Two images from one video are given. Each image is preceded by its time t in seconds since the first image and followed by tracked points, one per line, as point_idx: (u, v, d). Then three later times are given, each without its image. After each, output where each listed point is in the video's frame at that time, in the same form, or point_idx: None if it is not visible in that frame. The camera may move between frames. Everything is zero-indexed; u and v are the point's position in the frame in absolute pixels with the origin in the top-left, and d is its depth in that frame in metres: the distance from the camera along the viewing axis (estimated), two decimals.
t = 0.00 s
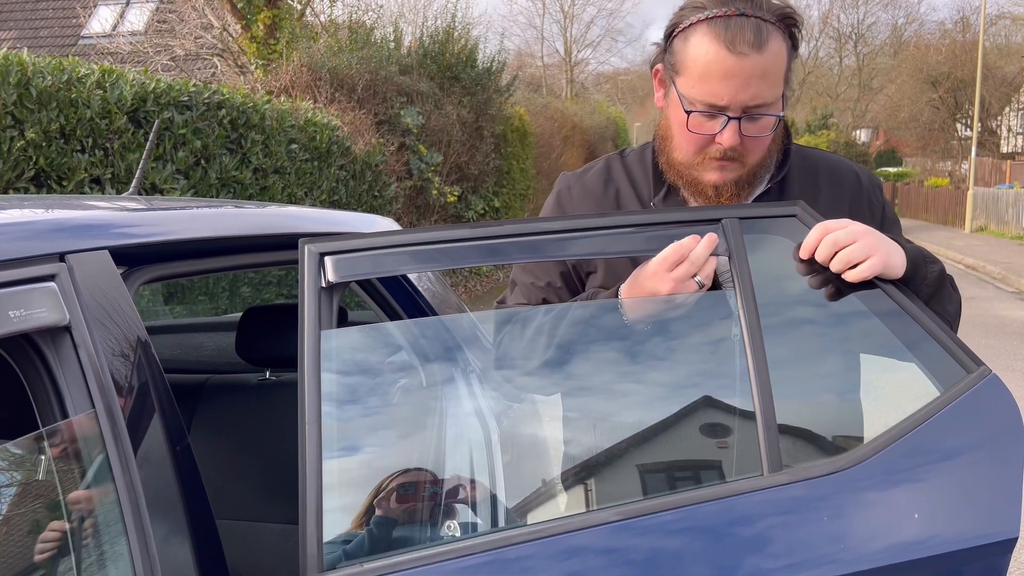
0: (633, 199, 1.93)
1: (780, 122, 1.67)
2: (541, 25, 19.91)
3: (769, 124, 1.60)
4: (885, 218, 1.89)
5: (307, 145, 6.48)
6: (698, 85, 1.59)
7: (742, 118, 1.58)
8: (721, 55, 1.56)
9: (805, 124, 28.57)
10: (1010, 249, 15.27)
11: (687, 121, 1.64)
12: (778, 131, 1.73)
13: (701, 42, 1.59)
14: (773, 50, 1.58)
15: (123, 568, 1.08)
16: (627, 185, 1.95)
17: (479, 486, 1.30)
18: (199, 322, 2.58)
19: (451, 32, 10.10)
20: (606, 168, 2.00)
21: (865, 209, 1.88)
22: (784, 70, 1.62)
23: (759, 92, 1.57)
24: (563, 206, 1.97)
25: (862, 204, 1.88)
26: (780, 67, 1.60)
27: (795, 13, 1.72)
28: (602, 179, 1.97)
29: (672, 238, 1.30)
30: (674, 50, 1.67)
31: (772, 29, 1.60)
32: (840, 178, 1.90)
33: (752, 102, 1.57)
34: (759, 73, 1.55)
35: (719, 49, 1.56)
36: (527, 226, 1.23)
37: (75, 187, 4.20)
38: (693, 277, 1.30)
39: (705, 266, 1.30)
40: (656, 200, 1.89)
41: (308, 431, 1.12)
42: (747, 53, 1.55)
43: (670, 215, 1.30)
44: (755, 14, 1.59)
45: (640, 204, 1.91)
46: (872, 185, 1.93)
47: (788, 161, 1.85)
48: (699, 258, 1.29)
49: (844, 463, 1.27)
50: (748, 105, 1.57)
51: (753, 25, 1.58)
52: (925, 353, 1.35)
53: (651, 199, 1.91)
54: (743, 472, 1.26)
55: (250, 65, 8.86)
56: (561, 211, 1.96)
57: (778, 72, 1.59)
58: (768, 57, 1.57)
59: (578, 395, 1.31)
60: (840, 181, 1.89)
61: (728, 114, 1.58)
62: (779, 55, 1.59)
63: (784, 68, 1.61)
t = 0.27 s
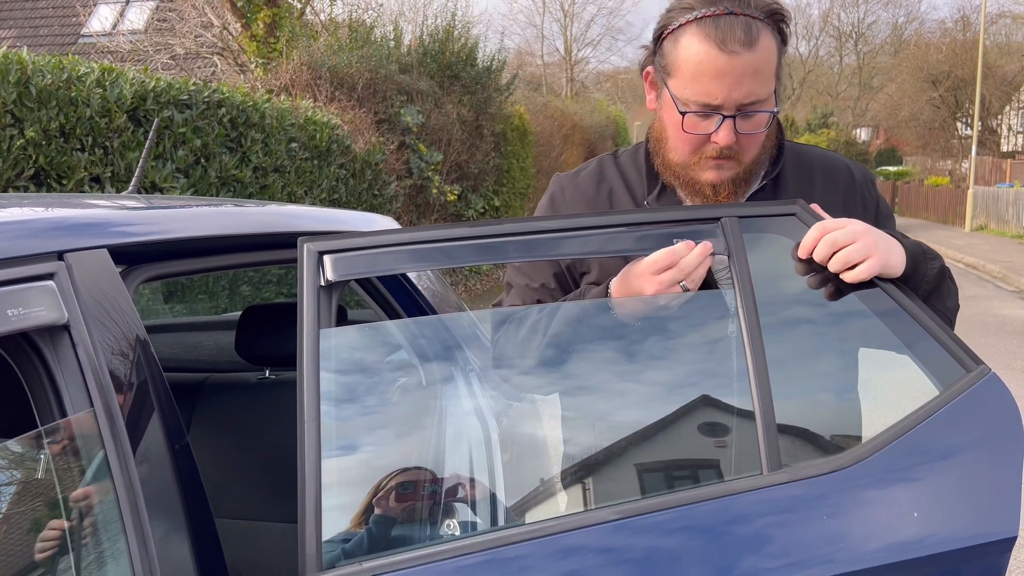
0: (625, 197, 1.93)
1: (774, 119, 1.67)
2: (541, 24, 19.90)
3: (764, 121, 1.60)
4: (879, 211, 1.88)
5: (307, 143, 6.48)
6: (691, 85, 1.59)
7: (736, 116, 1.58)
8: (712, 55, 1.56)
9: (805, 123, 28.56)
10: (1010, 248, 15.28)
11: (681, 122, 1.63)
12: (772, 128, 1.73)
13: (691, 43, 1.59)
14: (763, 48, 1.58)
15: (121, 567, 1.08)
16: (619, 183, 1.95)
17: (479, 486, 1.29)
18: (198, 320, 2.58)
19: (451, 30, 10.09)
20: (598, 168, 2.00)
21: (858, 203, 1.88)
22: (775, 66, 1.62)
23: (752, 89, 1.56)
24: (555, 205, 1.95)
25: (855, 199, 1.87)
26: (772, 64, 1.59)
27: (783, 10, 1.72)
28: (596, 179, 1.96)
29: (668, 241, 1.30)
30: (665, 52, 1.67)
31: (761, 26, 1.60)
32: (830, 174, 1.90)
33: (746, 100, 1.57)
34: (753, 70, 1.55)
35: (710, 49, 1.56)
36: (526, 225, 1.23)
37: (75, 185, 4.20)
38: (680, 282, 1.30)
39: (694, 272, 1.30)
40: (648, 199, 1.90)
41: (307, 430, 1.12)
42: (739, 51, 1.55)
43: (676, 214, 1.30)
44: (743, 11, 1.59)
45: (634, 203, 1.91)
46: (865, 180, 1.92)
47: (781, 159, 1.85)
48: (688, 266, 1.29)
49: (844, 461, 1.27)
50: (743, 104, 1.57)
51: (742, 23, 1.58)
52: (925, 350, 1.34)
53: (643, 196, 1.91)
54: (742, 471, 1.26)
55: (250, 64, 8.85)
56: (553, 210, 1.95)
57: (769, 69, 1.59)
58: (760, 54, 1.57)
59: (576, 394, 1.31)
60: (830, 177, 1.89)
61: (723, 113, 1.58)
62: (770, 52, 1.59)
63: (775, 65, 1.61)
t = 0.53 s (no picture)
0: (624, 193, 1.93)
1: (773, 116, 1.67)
2: (541, 22, 19.88)
3: (762, 117, 1.60)
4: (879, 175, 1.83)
5: (307, 142, 6.47)
6: (691, 79, 1.59)
7: (735, 111, 1.57)
8: (712, 49, 1.56)
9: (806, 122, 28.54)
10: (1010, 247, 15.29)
11: (679, 116, 1.63)
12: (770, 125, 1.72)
13: (692, 37, 1.59)
14: (763, 43, 1.58)
15: (121, 565, 1.08)
16: (618, 180, 1.95)
17: (478, 485, 1.30)
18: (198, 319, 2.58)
19: (452, 29, 10.08)
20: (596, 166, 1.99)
21: (850, 179, 1.83)
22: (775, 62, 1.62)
23: (751, 83, 1.56)
24: (553, 203, 1.95)
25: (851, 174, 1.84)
26: (771, 59, 1.59)
27: (783, 9, 1.73)
28: (594, 177, 1.96)
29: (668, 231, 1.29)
30: (665, 47, 1.67)
31: (760, 22, 1.61)
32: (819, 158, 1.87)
33: (745, 94, 1.56)
34: (752, 64, 1.55)
35: (710, 42, 1.57)
36: (525, 224, 1.23)
37: (75, 184, 4.20)
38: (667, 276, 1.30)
39: (675, 267, 1.29)
40: (645, 195, 1.90)
41: (306, 429, 1.12)
42: (738, 45, 1.56)
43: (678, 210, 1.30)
44: (744, 7, 1.60)
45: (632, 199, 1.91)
46: (857, 154, 1.89)
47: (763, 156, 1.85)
48: (669, 264, 1.27)
49: (844, 461, 1.27)
50: (741, 97, 1.56)
51: (742, 19, 1.59)
52: (923, 349, 1.36)
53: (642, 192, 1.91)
54: (742, 470, 1.26)
55: (250, 63, 8.84)
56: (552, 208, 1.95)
57: (769, 65, 1.59)
58: (760, 49, 1.57)
59: (574, 394, 1.31)
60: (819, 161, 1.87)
61: (721, 107, 1.57)
62: (769, 47, 1.59)
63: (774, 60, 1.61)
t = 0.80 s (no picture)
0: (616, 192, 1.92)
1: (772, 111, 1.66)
2: (543, 21, 19.86)
3: (760, 112, 1.59)
4: (862, 142, 1.74)
5: (308, 141, 6.47)
6: (689, 73, 1.58)
7: (733, 106, 1.56)
8: (711, 43, 1.56)
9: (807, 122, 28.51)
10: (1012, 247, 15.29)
11: (678, 111, 1.63)
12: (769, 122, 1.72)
13: (690, 32, 1.59)
14: (761, 38, 1.58)
15: (123, 563, 1.08)
16: (613, 180, 1.95)
17: (480, 484, 1.29)
18: (200, 318, 2.58)
19: (453, 28, 10.07)
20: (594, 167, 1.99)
21: (831, 155, 1.76)
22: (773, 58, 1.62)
23: (750, 78, 1.56)
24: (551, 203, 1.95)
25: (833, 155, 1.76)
26: (769, 54, 1.59)
27: (782, 8, 1.73)
28: (591, 177, 1.96)
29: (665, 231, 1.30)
30: (664, 43, 1.67)
31: (759, 19, 1.61)
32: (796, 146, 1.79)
33: (743, 89, 1.56)
34: (750, 59, 1.54)
35: (709, 37, 1.56)
36: (526, 223, 1.23)
37: (76, 183, 4.20)
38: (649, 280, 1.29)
39: (659, 267, 1.28)
40: (635, 193, 1.89)
41: (308, 428, 1.12)
42: (737, 40, 1.55)
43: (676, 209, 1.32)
44: (743, 3, 1.60)
45: (624, 198, 1.90)
46: (833, 128, 1.80)
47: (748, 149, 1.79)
48: (650, 266, 1.26)
49: (846, 460, 1.27)
50: (739, 92, 1.56)
51: (741, 14, 1.59)
52: (925, 349, 1.36)
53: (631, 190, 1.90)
54: (743, 470, 1.27)
55: (251, 62, 8.84)
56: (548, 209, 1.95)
57: (768, 60, 1.59)
58: (758, 45, 1.57)
59: (575, 393, 1.31)
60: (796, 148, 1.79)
61: (719, 102, 1.57)
62: (768, 43, 1.59)
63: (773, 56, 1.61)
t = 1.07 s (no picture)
0: (617, 192, 1.92)
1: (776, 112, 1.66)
2: (544, 21, 19.86)
3: (764, 114, 1.59)
4: (857, 138, 1.73)
5: (310, 140, 6.48)
6: (693, 75, 1.58)
7: (737, 107, 1.57)
8: (715, 44, 1.56)
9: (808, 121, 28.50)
10: (1013, 247, 15.30)
11: (682, 113, 1.63)
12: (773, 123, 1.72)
13: (694, 33, 1.59)
14: (766, 39, 1.58)
15: (126, 561, 1.09)
16: (614, 180, 1.95)
17: (481, 483, 1.29)
18: (201, 317, 2.58)
19: (454, 27, 10.06)
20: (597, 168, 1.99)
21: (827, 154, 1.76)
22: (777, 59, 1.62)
23: (754, 80, 1.56)
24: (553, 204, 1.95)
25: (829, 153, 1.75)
26: (774, 54, 1.59)
27: (784, 9, 1.73)
28: (593, 178, 1.96)
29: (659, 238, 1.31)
30: (667, 45, 1.67)
31: (763, 20, 1.61)
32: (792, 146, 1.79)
33: (748, 90, 1.56)
34: (755, 60, 1.55)
35: (713, 39, 1.56)
36: (527, 222, 1.23)
37: (78, 181, 4.21)
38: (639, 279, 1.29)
39: (649, 268, 1.29)
40: (635, 193, 1.89)
41: (311, 427, 1.12)
42: (741, 41, 1.55)
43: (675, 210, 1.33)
44: (746, 4, 1.60)
45: (624, 198, 1.90)
46: (832, 127, 1.80)
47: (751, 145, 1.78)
48: (639, 266, 1.27)
49: (848, 460, 1.27)
50: (744, 94, 1.56)
51: (745, 15, 1.59)
52: (928, 349, 1.37)
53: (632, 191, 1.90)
54: (745, 470, 1.27)
55: (253, 61, 8.84)
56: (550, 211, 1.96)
57: (772, 61, 1.59)
58: (763, 46, 1.57)
59: (576, 393, 1.31)
60: (793, 148, 1.79)
61: (724, 103, 1.57)
62: (772, 44, 1.59)
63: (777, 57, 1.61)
